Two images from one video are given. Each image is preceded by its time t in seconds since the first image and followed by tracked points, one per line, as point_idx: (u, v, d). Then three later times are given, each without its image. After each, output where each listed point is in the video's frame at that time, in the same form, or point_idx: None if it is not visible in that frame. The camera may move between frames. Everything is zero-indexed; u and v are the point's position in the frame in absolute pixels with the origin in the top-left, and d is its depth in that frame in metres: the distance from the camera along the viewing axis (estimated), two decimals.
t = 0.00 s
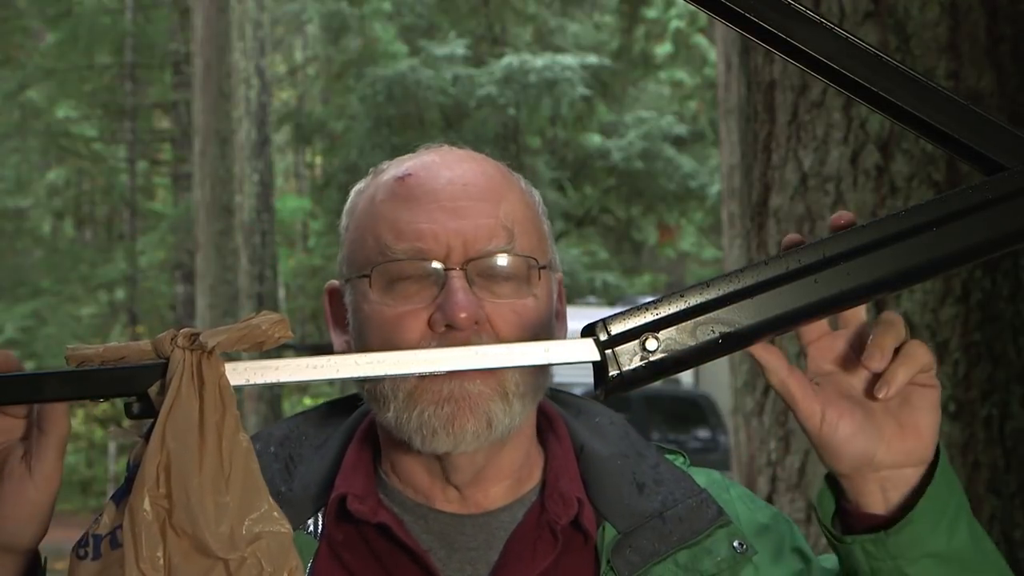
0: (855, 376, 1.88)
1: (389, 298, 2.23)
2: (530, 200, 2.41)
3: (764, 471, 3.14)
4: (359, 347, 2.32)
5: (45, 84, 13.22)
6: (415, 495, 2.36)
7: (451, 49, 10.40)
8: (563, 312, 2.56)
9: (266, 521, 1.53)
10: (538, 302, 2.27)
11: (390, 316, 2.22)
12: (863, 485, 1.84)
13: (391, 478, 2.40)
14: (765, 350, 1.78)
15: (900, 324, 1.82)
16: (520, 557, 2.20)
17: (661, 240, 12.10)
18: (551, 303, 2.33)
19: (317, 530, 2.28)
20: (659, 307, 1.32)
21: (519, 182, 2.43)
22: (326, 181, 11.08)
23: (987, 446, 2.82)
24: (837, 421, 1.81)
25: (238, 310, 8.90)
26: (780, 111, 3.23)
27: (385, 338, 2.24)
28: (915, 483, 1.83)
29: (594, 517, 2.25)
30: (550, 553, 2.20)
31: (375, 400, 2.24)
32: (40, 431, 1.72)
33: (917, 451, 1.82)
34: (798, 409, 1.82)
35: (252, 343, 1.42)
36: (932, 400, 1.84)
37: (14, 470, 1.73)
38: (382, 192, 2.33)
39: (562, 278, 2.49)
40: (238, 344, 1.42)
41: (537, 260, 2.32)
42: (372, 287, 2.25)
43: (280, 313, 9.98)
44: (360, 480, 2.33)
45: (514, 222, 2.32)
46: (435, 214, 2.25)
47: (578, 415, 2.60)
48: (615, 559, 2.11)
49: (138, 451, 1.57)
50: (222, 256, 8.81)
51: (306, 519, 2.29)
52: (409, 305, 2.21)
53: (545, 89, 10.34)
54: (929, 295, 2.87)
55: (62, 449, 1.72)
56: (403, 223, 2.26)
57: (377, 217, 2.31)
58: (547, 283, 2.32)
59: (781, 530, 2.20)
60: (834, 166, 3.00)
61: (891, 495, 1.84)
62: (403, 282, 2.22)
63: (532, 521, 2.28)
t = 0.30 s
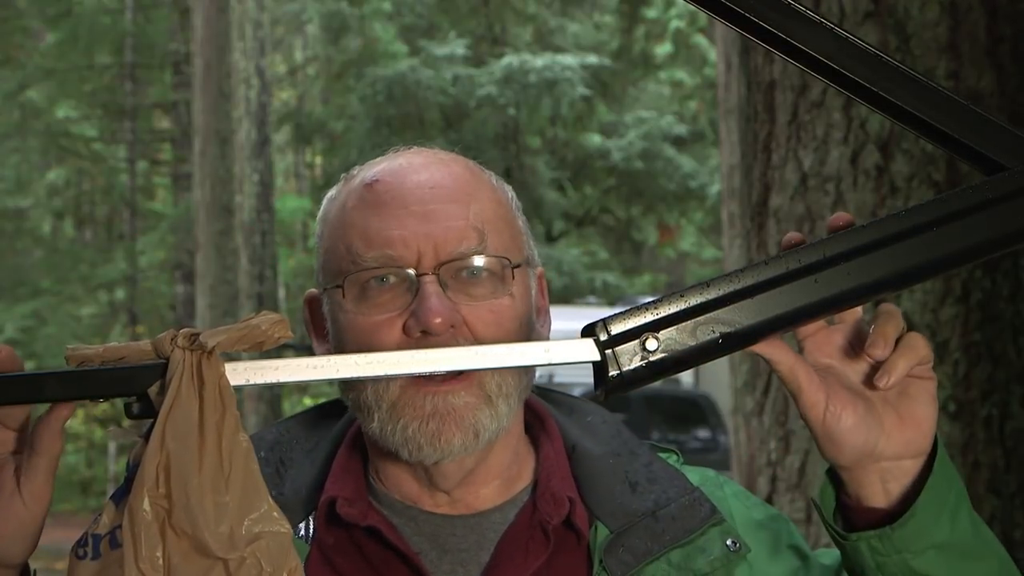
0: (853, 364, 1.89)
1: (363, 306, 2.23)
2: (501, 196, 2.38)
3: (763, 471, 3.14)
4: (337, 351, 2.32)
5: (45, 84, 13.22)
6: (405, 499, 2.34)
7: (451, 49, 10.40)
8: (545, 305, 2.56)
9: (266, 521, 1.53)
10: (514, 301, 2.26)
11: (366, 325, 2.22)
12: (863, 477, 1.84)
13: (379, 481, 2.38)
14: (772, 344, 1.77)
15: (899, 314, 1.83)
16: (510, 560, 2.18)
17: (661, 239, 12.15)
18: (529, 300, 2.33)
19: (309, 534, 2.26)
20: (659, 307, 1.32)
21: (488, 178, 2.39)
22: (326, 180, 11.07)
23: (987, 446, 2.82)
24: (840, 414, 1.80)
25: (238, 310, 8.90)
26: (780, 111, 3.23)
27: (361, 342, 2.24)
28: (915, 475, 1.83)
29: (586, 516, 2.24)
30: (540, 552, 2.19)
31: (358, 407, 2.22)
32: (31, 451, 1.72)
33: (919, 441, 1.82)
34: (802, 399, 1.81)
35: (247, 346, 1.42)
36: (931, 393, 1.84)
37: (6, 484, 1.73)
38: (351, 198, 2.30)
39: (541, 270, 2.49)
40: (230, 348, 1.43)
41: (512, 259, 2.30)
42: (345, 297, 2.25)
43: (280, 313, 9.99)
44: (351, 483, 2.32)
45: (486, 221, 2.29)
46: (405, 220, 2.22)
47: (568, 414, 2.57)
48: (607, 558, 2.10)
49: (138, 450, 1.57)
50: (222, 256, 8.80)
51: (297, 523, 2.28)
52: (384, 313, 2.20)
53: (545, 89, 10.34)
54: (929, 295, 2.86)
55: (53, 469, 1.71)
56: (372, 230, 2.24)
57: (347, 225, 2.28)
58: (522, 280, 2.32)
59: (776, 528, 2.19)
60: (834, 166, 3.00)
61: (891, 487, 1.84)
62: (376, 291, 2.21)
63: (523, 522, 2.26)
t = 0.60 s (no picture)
0: (858, 367, 1.89)
1: (372, 303, 2.23)
2: (513, 201, 2.37)
3: (763, 471, 3.14)
4: (341, 349, 2.32)
5: (45, 84, 13.23)
6: (402, 499, 2.33)
7: (451, 49, 10.41)
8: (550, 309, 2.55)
9: (265, 522, 1.53)
10: (522, 305, 2.25)
11: (374, 323, 2.23)
12: (863, 479, 1.84)
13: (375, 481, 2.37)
14: (772, 344, 1.77)
15: (902, 315, 1.83)
16: (505, 562, 2.18)
17: (661, 239, 12.15)
18: (536, 305, 2.33)
19: (304, 534, 2.26)
20: (659, 307, 1.32)
21: (501, 180, 2.39)
22: (326, 181, 11.04)
23: (987, 446, 2.82)
24: (840, 415, 1.80)
25: (238, 310, 8.90)
26: (780, 111, 3.22)
27: (369, 341, 2.24)
28: (915, 478, 1.83)
29: (581, 517, 2.23)
30: (535, 554, 2.19)
31: (359, 405, 2.23)
32: (29, 450, 1.71)
33: (919, 442, 1.82)
34: (803, 400, 1.81)
35: (248, 347, 1.43)
36: (931, 396, 1.85)
37: (5, 484, 1.73)
38: (363, 195, 2.29)
39: (547, 276, 2.48)
40: (229, 349, 1.43)
41: (521, 263, 2.30)
42: (354, 294, 2.25)
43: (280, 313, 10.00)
44: (346, 483, 2.31)
45: (498, 225, 2.29)
46: (417, 219, 2.22)
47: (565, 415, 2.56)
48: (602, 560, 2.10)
49: (138, 450, 1.57)
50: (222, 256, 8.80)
51: (292, 523, 2.28)
52: (392, 312, 2.21)
53: (545, 89, 10.36)
54: (929, 295, 2.85)
55: (52, 469, 1.71)
56: (383, 228, 2.23)
57: (358, 221, 2.28)
58: (531, 283, 2.32)
59: (771, 530, 2.18)
60: (834, 166, 3.00)
61: (892, 490, 1.84)
62: (386, 289, 2.22)
63: (519, 523, 2.26)
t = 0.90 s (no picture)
0: (860, 368, 1.89)
1: (391, 295, 2.19)
2: (548, 212, 2.31)
3: (764, 471, 3.14)
4: (356, 342, 2.28)
5: (45, 84, 13.24)
6: (400, 498, 2.32)
7: (451, 49, 10.42)
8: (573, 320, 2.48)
9: (266, 522, 1.53)
10: (538, 318, 2.21)
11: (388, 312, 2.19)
12: (862, 480, 1.84)
13: (375, 480, 2.37)
14: (772, 344, 1.76)
15: (902, 316, 1.83)
16: (502, 561, 2.18)
17: (661, 238, 11.99)
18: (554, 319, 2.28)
19: (301, 532, 2.26)
20: (659, 307, 1.32)
21: (539, 192, 2.32)
22: (326, 180, 10.92)
23: (987, 446, 2.82)
24: (842, 416, 1.80)
25: (238, 310, 8.92)
26: (780, 110, 3.22)
27: (383, 334, 2.20)
28: (914, 479, 1.83)
29: (578, 519, 2.23)
30: (531, 555, 2.19)
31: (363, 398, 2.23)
32: (30, 450, 1.71)
33: (919, 445, 1.82)
34: (804, 400, 1.80)
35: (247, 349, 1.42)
36: (931, 398, 1.85)
37: (5, 483, 1.73)
38: (400, 186, 2.24)
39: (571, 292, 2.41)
40: (230, 350, 1.43)
41: (544, 278, 2.24)
42: (372, 281, 2.22)
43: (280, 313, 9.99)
44: (346, 481, 2.31)
45: (526, 238, 2.23)
46: (446, 220, 2.17)
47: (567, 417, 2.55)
48: (599, 562, 2.10)
49: (138, 451, 1.57)
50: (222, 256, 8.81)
51: (289, 521, 2.27)
52: (408, 305, 2.17)
53: (545, 89, 10.36)
54: (930, 295, 2.86)
55: (52, 469, 1.71)
56: (413, 223, 2.18)
57: (389, 211, 2.23)
58: (552, 297, 2.27)
59: (770, 534, 2.18)
60: (834, 166, 3.01)
61: (892, 491, 1.84)
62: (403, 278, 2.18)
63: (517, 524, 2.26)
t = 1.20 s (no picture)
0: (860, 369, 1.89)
1: (393, 300, 2.18)
2: (544, 210, 2.30)
3: (764, 471, 3.14)
4: (358, 344, 2.28)
5: (45, 84, 13.25)
6: (400, 499, 2.32)
7: (451, 49, 10.42)
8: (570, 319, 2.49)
9: (265, 522, 1.53)
10: (541, 317, 2.21)
11: (394, 318, 2.18)
12: (862, 483, 1.84)
13: (376, 481, 2.37)
14: (772, 345, 1.76)
15: (902, 317, 1.83)
16: (503, 563, 2.18)
17: (661, 240, 12.05)
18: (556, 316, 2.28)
19: (301, 531, 2.25)
20: (659, 307, 1.31)
21: (534, 190, 2.31)
22: (326, 180, 10.97)
23: (987, 446, 2.82)
24: (842, 418, 1.79)
25: (238, 310, 8.91)
26: (780, 110, 3.22)
27: (389, 338, 2.19)
28: (915, 481, 1.83)
29: (578, 521, 2.23)
30: (531, 556, 2.19)
31: (368, 401, 2.23)
32: (30, 449, 1.71)
33: (920, 447, 1.82)
34: (804, 401, 1.80)
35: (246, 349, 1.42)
36: (932, 399, 1.85)
37: (5, 483, 1.73)
38: (396, 189, 2.23)
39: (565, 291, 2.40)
40: (231, 351, 1.43)
41: (544, 276, 2.24)
42: (375, 286, 2.21)
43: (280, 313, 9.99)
44: (345, 481, 2.30)
45: (525, 237, 2.22)
46: (446, 222, 2.15)
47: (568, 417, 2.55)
48: (598, 565, 2.10)
49: (138, 451, 1.57)
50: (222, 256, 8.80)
51: (289, 520, 2.27)
52: (411, 310, 2.16)
53: (545, 89, 10.37)
54: (929, 295, 2.86)
55: (52, 469, 1.71)
56: (412, 226, 2.17)
57: (387, 216, 2.22)
58: (553, 295, 2.26)
59: (770, 536, 2.18)
60: (834, 166, 3.01)
61: (893, 492, 1.84)
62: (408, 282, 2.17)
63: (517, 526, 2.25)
